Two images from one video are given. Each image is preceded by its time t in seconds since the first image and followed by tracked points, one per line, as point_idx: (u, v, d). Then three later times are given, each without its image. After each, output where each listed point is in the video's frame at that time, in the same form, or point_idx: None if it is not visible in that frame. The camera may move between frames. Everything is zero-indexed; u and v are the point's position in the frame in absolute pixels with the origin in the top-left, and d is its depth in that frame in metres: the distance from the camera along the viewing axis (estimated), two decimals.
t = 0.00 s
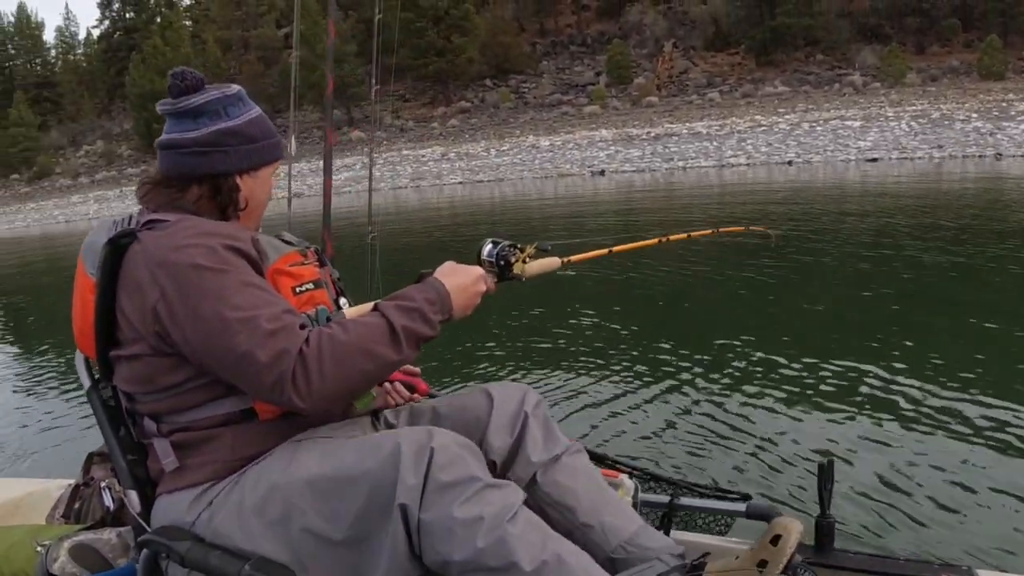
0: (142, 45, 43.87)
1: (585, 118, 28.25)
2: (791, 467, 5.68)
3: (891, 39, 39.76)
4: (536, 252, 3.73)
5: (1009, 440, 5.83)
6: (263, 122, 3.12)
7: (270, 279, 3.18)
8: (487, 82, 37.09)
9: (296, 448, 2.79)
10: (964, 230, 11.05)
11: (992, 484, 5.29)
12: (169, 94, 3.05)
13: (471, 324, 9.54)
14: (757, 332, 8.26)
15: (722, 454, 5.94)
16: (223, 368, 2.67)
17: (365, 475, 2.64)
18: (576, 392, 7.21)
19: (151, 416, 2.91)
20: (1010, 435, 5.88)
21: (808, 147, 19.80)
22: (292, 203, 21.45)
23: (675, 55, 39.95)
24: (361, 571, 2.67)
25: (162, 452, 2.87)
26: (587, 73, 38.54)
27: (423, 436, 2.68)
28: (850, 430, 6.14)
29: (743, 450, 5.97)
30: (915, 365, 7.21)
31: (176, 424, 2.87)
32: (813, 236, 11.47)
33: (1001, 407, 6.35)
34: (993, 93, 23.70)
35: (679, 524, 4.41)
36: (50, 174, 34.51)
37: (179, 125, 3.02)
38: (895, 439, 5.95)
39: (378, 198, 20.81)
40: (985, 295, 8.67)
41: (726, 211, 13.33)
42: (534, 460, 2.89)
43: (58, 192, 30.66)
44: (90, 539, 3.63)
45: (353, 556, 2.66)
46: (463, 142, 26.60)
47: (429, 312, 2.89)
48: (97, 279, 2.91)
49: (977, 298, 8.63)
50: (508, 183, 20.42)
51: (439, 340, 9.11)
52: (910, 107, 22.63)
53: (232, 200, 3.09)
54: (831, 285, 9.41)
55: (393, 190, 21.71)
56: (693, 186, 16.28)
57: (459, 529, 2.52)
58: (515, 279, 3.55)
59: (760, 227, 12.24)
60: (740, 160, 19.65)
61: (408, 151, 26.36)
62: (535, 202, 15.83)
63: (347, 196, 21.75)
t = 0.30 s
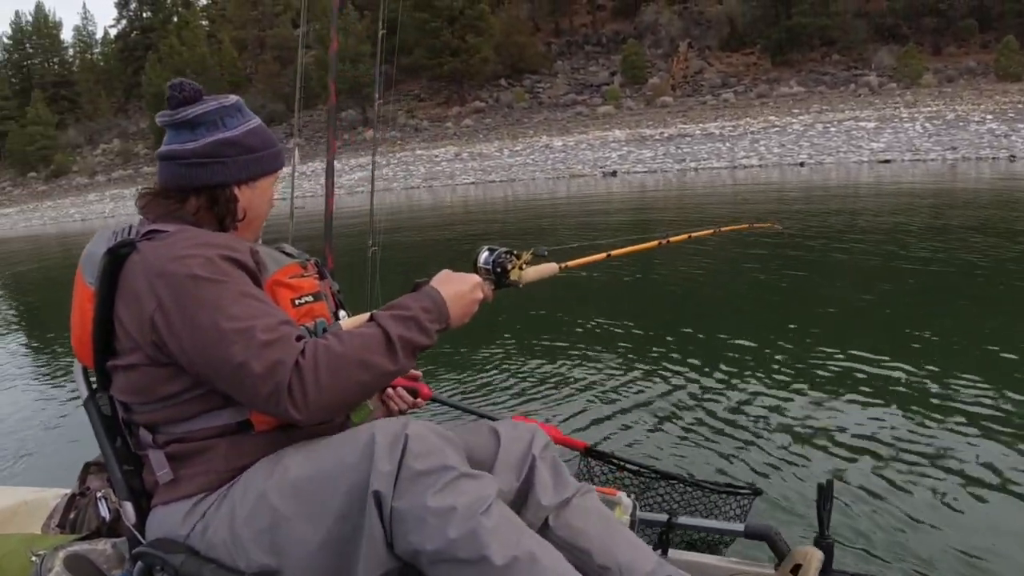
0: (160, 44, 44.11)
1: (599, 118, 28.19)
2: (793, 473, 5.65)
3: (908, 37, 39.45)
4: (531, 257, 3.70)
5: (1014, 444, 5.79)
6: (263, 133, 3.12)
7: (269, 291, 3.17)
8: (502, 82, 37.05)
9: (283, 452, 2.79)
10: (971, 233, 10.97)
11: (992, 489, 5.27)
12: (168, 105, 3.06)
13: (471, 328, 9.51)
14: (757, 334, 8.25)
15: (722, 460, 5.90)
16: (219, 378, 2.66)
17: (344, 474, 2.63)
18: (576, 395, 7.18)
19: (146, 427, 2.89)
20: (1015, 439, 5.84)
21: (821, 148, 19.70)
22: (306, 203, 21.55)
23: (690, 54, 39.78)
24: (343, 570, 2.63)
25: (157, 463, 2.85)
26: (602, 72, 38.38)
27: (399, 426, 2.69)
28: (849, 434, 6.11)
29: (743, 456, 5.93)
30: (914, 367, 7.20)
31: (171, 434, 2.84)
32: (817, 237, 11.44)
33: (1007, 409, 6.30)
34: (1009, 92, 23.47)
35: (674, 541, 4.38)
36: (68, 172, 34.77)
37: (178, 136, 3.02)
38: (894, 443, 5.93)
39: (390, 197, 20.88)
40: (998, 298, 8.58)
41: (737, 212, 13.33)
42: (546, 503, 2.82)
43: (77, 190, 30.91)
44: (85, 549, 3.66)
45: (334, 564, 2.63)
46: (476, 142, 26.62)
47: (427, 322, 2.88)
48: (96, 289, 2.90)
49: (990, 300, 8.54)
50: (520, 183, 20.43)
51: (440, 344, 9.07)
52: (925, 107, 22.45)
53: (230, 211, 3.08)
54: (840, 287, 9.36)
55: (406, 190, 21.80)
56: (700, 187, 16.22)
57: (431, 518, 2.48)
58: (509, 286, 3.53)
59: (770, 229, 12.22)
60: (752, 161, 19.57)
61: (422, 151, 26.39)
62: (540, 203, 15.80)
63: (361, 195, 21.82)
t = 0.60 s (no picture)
0: (175, 41, 44.24)
1: (612, 115, 28.11)
2: (796, 472, 5.65)
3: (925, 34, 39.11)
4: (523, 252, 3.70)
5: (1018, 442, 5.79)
6: (266, 138, 3.12)
7: (273, 298, 3.17)
8: (515, 79, 36.94)
9: (292, 459, 2.82)
10: (977, 231, 10.91)
11: (993, 488, 5.27)
12: (171, 111, 3.09)
13: (473, 327, 9.51)
14: (759, 333, 8.26)
15: (724, 459, 5.91)
16: (220, 388, 2.69)
17: (355, 487, 2.67)
18: (578, 395, 7.19)
19: (150, 432, 2.91)
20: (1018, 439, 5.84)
21: (833, 145, 19.61)
22: (319, 200, 21.62)
23: (704, 51, 39.57)
24: None
25: (161, 468, 2.88)
26: (615, 68, 38.16)
27: (415, 444, 2.71)
28: (849, 433, 6.12)
29: (746, 455, 5.93)
30: (916, 366, 7.21)
31: (174, 440, 2.87)
32: (822, 236, 11.40)
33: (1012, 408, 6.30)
34: None
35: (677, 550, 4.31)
36: (84, 168, 34.96)
37: (181, 142, 3.04)
38: (894, 442, 5.94)
39: (402, 194, 20.91)
40: (1009, 298, 8.53)
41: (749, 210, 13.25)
42: (540, 491, 2.91)
43: (93, 186, 31.11)
44: (86, 553, 3.66)
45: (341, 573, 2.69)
46: (489, 140, 26.60)
47: (421, 321, 2.87)
48: (100, 293, 2.92)
49: (1000, 300, 8.50)
50: (533, 180, 20.43)
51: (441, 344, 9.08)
52: (939, 105, 22.29)
53: (233, 217, 3.09)
54: (845, 285, 9.35)
55: (419, 187, 21.84)
56: (708, 185, 16.13)
57: (446, 537, 2.53)
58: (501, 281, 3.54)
59: (777, 227, 12.15)
60: (764, 158, 19.49)
61: (435, 148, 26.42)
62: (547, 200, 15.75)
63: (373, 192, 21.86)
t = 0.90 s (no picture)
0: (187, 39, 44.42)
1: (623, 111, 28.04)
2: (801, 466, 5.63)
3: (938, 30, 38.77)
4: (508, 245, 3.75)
5: None
6: (268, 136, 3.04)
7: (273, 297, 3.11)
8: (526, 75, 36.89)
9: (302, 458, 2.78)
10: (981, 228, 10.85)
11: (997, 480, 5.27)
12: (175, 106, 2.99)
13: (474, 324, 9.49)
14: (759, 330, 8.26)
15: (727, 455, 5.89)
16: (216, 389, 2.68)
17: (359, 483, 2.63)
18: (580, 392, 7.18)
19: (153, 430, 2.91)
20: None
21: (843, 142, 19.50)
22: (329, 197, 21.70)
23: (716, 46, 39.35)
24: None
25: (163, 465, 2.86)
26: (626, 64, 38.03)
27: (420, 442, 2.69)
28: (851, 429, 6.11)
29: (750, 450, 5.91)
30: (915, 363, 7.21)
31: (176, 437, 2.87)
32: (828, 233, 11.35)
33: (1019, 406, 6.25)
34: None
35: (682, 546, 4.35)
36: (97, 164, 35.14)
37: (184, 139, 2.96)
38: (897, 438, 5.93)
39: (410, 191, 20.93)
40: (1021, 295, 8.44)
41: (763, 209, 13.18)
42: (543, 487, 2.89)
43: (108, 182, 31.30)
44: (91, 550, 3.66)
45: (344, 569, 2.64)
46: (499, 136, 26.60)
47: (411, 318, 2.88)
48: (101, 293, 2.93)
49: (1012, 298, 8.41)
50: (541, 177, 20.43)
51: (438, 343, 9.03)
52: (951, 101, 22.13)
53: (235, 214, 3.02)
54: (851, 283, 9.30)
55: (429, 183, 21.87)
56: (713, 183, 16.07)
57: (453, 534, 2.50)
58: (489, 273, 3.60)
59: (784, 224, 12.08)
60: (772, 155, 19.41)
61: (445, 145, 26.44)
62: (551, 198, 15.75)
63: (384, 188, 21.91)
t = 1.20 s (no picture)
0: (198, 35, 44.59)
1: (632, 108, 27.97)
2: (793, 460, 5.63)
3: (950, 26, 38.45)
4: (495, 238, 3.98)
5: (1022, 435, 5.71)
6: (260, 129, 2.95)
7: (266, 293, 3.00)
8: (534, 72, 36.83)
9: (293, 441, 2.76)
10: (982, 225, 10.77)
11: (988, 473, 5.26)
12: (166, 99, 2.91)
13: (480, 321, 9.46)
14: (763, 327, 8.21)
15: (721, 449, 5.89)
16: (199, 390, 2.64)
17: (343, 466, 2.61)
18: (577, 387, 7.21)
19: (148, 427, 2.86)
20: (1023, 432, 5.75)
21: (850, 140, 19.40)
22: (337, 193, 21.77)
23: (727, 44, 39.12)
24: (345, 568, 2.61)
25: (158, 461, 2.84)
26: (636, 61, 37.80)
27: (402, 422, 2.67)
28: (845, 424, 6.10)
29: (743, 445, 5.91)
30: (910, 358, 7.20)
31: (171, 433, 2.83)
32: (838, 229, 11.28)
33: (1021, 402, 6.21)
34: None
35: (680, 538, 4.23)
36: (108, 160, 35.32)
37: (175, 134, 2.89)
38: (890, 432, 5.92)
39: (417, 188, 20.95)
40: None
41: (769, 206, 13.09)
42: (548, 493, 2.81)
43: (119, 178, 31.52)
44: (89, 545, 3.63)
45: (333, 557, 2.60)
46: (507, 133, 26.58)
47: (392, 319, 2.83)
48: (94, 290, 2.88)
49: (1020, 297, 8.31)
50: (548, 175, 20.42)
51: (438, 340, 9.03)
52: (960, 100, 21.97)
53: (224, 208, 2.93)
54: (855, 279, 9.26)
55: (436, 180, 21.91)
56: (717, 182, 16.01)
57: (433, 512, 2.48)
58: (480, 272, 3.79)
59: (786, 221, 12.00)
60: (779, 153, 19.34)
61: (453, 142, 26.44)
62: (553, 196, 15.73)
63: (390, 185, 21.97)
